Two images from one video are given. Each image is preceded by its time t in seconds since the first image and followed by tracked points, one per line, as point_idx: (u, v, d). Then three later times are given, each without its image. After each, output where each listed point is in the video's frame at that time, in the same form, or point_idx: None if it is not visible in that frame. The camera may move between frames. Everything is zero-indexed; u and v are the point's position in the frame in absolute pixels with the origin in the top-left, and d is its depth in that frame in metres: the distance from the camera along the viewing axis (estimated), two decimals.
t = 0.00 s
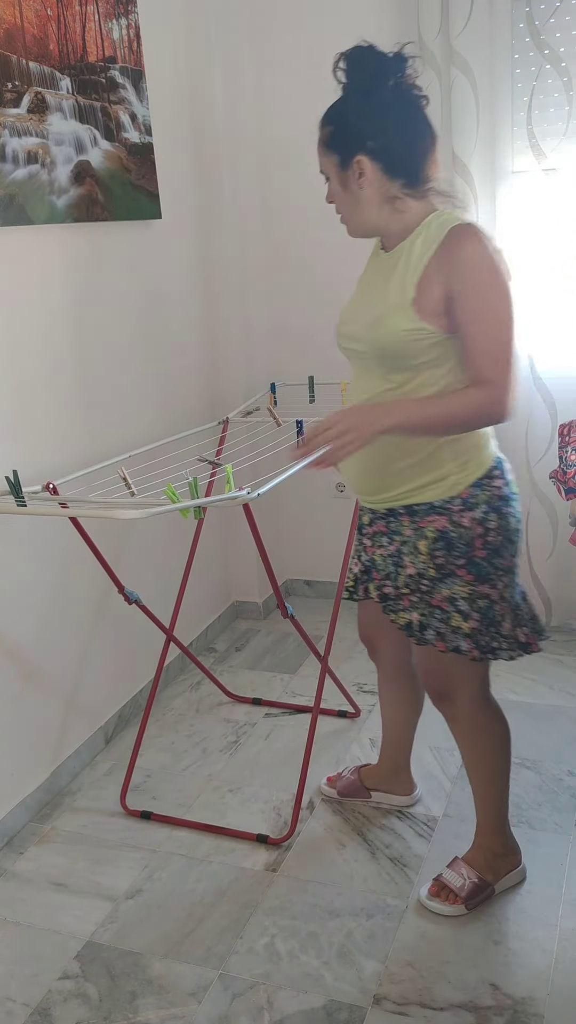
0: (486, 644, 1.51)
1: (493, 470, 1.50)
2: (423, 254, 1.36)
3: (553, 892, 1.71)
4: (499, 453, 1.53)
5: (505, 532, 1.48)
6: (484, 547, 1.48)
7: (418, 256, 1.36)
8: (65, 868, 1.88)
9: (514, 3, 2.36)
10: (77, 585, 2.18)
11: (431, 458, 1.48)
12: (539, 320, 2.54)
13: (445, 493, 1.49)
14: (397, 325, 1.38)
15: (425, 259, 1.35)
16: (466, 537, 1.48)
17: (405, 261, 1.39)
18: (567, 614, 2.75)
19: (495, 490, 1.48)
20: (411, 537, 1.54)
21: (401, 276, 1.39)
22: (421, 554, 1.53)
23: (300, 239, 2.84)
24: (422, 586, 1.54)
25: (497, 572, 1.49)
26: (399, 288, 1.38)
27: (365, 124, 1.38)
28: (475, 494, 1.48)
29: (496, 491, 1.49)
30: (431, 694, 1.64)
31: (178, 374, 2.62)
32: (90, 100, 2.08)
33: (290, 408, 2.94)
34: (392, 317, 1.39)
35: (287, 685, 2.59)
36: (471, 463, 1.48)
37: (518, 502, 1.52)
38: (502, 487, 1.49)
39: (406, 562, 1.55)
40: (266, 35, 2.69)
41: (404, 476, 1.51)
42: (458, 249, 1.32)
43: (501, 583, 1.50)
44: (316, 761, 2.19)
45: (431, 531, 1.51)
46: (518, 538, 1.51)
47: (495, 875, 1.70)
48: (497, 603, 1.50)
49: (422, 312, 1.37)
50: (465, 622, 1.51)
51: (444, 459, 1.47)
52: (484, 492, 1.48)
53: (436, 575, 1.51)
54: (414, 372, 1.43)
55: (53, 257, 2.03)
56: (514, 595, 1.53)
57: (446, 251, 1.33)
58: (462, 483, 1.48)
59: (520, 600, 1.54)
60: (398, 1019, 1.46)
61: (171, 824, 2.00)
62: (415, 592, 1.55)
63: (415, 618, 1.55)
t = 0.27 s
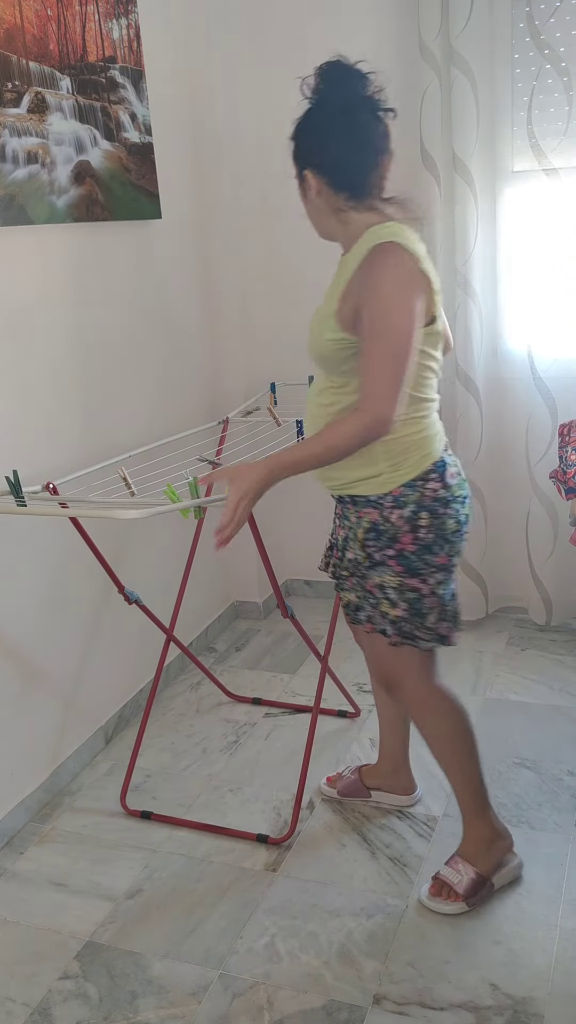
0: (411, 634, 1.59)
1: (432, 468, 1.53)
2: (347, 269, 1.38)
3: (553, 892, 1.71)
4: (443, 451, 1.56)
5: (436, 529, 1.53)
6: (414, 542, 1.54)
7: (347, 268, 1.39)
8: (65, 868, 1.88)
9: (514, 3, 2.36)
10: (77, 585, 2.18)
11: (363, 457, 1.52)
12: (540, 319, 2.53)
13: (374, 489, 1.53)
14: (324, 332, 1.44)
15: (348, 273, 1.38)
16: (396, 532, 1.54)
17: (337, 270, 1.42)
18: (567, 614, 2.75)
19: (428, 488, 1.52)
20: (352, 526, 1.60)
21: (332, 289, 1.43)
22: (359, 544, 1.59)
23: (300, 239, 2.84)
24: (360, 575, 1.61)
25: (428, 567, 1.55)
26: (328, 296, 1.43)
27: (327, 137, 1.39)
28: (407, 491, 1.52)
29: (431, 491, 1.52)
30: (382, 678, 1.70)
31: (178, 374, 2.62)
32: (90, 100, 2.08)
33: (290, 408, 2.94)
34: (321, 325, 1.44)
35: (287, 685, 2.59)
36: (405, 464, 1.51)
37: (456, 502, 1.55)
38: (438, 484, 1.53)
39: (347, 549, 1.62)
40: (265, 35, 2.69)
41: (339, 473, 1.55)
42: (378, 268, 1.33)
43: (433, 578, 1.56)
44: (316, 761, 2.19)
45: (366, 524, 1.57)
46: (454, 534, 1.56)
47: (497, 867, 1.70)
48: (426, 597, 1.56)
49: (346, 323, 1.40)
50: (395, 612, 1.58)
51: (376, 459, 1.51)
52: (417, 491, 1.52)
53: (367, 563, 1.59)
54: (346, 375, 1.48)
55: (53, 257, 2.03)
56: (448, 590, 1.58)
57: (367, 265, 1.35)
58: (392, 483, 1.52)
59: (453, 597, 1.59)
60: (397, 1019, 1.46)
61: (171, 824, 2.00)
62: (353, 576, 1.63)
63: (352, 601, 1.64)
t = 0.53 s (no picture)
0: (371, 623, 1.69)
1: (409, 463, 1.58)
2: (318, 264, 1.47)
3: (553, 892, 1.71)
4: (423, 448, 1.61)
5: (403, 530, 1.60)
6: (380, 539, 1.61)
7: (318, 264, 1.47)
8: (65, 868, 1.88)
9: (514, 3, 2.36)
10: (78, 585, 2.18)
11: (341, 447, 1.58)
12: (540, 319, 2.53)
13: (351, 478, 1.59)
14: (299, 325, 1.52)
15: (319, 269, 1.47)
16: (363, 526, 1.61)
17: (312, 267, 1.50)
18: (567, 614, 2.75)
19: (399, 490, 1.58)
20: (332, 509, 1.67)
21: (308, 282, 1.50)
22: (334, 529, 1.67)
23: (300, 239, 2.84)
24: (329, 558, 1.71)
25: (392, 564, 1.63)
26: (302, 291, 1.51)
27: (324, 130, 1.45)
28: (379, 486, 1.58)
29: (402, 489, 1.58)
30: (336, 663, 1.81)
31: (178, 374, 2.62)
32: (90, 100, 2.08)
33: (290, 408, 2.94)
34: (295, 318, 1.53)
35: (287, 685, 2.59)
36: (381, 453, 1.57)
37: (429, 501, 1.61)
38: (410, 486, 1.59)
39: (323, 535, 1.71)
40: (266, 35, 2.69)
41: (319, 462, 1.62)
42: (344, 261, 1.41)
43: (396, 575, 1.64)
44: (316, 761, 2.20)
45: (340, 511, 1.64)
46: (423, 535, 1.62)
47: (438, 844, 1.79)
48: (387, 591, 1.66)
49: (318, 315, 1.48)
50: (357, 600, 1.68)
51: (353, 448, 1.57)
52: (390, 485, 1.58)
53: (337, 551, 1.67)
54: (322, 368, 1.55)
55: (53, 257, 2.03)
56: (410, 587, 1.67)
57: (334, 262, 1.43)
58: (368, 472, 1.58)
59: (414, 593, 1.68)
60: (397, 1019, 1.46)
61: (171, 824, 2.00)
62: (324, 560, 1.72)
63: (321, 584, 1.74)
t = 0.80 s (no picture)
0: (386, 622, 1.66)
1: (407, 456, 1.59)
2: (322, 258, 1.46)
3: (553, 892, 1.71)
4: (418, 440, 1.62)
5: (408, 521, 1.60)
6: (385, 534, 1.60)
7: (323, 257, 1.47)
8: (65, 868, 1.88)
9: (514, 3, 2.36)
10: (78, 585, 2.18)
11: (342, 443, 1.57)
12: (540, 319, 2.52)
13: (352, 475, 1.58)
14: (302, 319, 1.51)
15: (323, 261, 1.46)
16: (368, 522, 1.60)
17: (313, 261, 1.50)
18: (567, 614, 2.75)
19: (400, 482, 1.58)
20: (330, 512, 1.65)
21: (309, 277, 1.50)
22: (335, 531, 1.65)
23: (300, 239, 2.84)
24: (333, 561, 1.68)
25: (400, 557, 1.62)
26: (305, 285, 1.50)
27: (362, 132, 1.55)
28: (381, 482, 1.58)
29: (404, 481, 1.58)
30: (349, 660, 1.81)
31: (178, 374, 2.62)
32: (90, 100, 2.08)
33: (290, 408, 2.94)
34: (300, 311, 1.51)
35: (287, 685, 2.59)
36: (381, 449, 1.57)
37: (428, 492, 1.61)
38: (411, 478, 1.59)
39: (324, 539, 1.69)
40: (266, 35, 2.69)
41: (319, 459, 1.60)
42: (348, 246, 1.41)
43: (405, 569, 1.63)
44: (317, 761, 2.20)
45: (341, 511, 1.62)
46: (426, 526, 1.62)
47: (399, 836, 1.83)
48: (398, 586, 1.64)
49: (324, 307, 1.48)
50: (368, 600, 1.65)
51: (354, 444, 1.56)
52: (390, 480, 1.58)
53: (343, 552, 1.65)
54: (324, 363, 1.55)
55: (53, 257, 2.03)
56: (418, 581, 1.66)
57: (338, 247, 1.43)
58: (369, 469, 1.57)
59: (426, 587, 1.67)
60: (397, 1019, 1.46)
61: (171, 824, 2.00)
62: (329, 565, 1.69)
63: (329, 590, 1.71)
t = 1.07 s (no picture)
0: (405, 623, 1.67)
1: (418, 456, 1.60)
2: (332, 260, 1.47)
3: (553, 892, 1.71)
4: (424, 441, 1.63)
5: (424, 521, 1.61)
6: (404, 535, 1.60)
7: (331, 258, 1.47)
8: (65, 868, 1.88)
9: (514, 3, 2.36)
10: (77, 585, 2.18)
11: (355, 445, 1.57)
12: (539, 319, 2.52)
13: (366, 476, 1.57)
14: (314, 320, 1.49)
15: (332, 264, 1.47)
16: (386, 524, 1.59)
17: (322, 262, 1.50)
18: (567, 614, 2.75)
19: (417, 483, 1.59)
20: (340, 518, 1.63)
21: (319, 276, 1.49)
22: (347, 536, 1.63)
23: (299, 239, 2.84)
24: (347, 568, 1.65)
25: (417, 557, 1.63)
26: (314, 290, 1.49)
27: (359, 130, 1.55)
28: (398, 483, 1.58)
29: (419, 481, 1.59)
30: (358, 662, 1.80)
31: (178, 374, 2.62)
32: (90, 100, 2.08)
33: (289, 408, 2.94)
34: (311, 313, 1.49)
35: (287, 685, 2.59)
36: (395, 450, 1.57)
37: (440, 490, 1.63)
38: (425, 478, 1.60)
39: (335, 546, 1.65)
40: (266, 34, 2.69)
41: (331, 460, 1.59)
42: (362, 244, 1.41)
43: (422, 568, 1.65)
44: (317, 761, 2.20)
45: (356, 515, 1.60)
46: (440, 526, 1.63)
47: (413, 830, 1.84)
48: (415, 586, 1.66)
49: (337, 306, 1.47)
50: (387, 604, 1.65)
51: (368, 445, 1.56)
52: (407, 480, 1.58)
53: (359, 558, 1.63)
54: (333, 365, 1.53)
55: (52, 257, 2.03)
56: (434, 580, 1.68)
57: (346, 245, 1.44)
58: (384, 469, 1.57)
59: (441, 585, 1.69)
60: (397, 1019, 1.46)
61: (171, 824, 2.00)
62: (341, 571, 1.66)
63: (342, 598, 1.67)
